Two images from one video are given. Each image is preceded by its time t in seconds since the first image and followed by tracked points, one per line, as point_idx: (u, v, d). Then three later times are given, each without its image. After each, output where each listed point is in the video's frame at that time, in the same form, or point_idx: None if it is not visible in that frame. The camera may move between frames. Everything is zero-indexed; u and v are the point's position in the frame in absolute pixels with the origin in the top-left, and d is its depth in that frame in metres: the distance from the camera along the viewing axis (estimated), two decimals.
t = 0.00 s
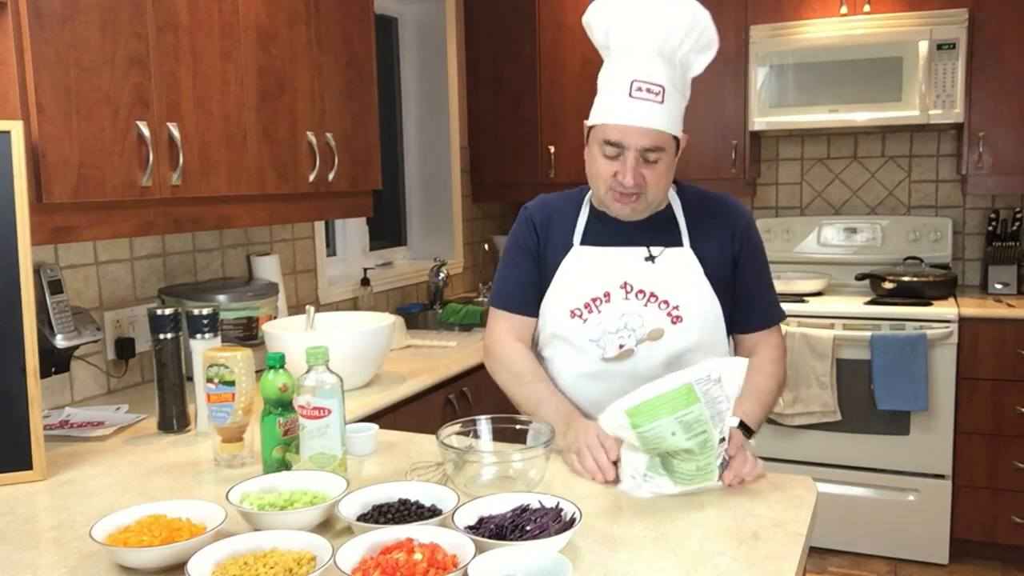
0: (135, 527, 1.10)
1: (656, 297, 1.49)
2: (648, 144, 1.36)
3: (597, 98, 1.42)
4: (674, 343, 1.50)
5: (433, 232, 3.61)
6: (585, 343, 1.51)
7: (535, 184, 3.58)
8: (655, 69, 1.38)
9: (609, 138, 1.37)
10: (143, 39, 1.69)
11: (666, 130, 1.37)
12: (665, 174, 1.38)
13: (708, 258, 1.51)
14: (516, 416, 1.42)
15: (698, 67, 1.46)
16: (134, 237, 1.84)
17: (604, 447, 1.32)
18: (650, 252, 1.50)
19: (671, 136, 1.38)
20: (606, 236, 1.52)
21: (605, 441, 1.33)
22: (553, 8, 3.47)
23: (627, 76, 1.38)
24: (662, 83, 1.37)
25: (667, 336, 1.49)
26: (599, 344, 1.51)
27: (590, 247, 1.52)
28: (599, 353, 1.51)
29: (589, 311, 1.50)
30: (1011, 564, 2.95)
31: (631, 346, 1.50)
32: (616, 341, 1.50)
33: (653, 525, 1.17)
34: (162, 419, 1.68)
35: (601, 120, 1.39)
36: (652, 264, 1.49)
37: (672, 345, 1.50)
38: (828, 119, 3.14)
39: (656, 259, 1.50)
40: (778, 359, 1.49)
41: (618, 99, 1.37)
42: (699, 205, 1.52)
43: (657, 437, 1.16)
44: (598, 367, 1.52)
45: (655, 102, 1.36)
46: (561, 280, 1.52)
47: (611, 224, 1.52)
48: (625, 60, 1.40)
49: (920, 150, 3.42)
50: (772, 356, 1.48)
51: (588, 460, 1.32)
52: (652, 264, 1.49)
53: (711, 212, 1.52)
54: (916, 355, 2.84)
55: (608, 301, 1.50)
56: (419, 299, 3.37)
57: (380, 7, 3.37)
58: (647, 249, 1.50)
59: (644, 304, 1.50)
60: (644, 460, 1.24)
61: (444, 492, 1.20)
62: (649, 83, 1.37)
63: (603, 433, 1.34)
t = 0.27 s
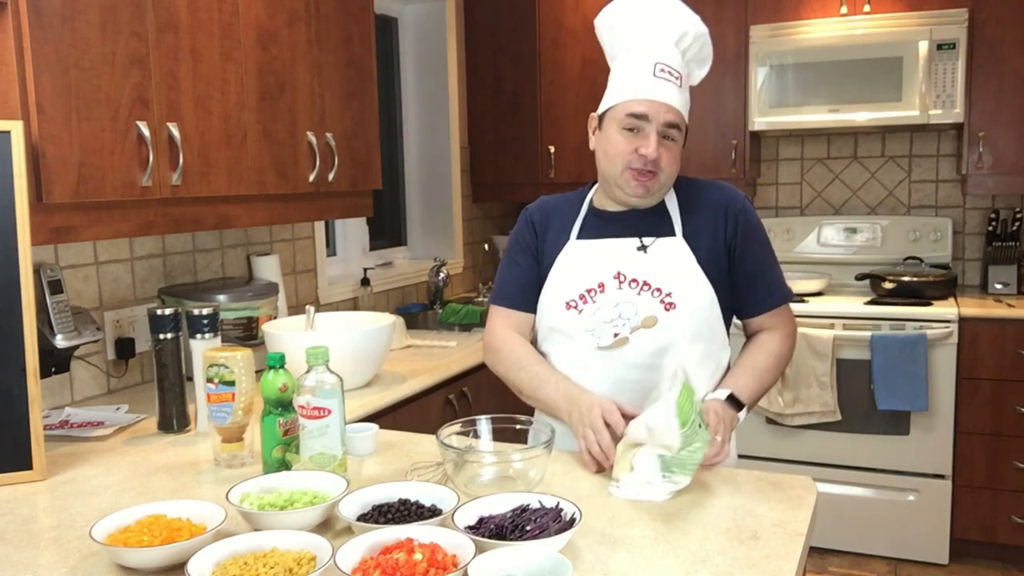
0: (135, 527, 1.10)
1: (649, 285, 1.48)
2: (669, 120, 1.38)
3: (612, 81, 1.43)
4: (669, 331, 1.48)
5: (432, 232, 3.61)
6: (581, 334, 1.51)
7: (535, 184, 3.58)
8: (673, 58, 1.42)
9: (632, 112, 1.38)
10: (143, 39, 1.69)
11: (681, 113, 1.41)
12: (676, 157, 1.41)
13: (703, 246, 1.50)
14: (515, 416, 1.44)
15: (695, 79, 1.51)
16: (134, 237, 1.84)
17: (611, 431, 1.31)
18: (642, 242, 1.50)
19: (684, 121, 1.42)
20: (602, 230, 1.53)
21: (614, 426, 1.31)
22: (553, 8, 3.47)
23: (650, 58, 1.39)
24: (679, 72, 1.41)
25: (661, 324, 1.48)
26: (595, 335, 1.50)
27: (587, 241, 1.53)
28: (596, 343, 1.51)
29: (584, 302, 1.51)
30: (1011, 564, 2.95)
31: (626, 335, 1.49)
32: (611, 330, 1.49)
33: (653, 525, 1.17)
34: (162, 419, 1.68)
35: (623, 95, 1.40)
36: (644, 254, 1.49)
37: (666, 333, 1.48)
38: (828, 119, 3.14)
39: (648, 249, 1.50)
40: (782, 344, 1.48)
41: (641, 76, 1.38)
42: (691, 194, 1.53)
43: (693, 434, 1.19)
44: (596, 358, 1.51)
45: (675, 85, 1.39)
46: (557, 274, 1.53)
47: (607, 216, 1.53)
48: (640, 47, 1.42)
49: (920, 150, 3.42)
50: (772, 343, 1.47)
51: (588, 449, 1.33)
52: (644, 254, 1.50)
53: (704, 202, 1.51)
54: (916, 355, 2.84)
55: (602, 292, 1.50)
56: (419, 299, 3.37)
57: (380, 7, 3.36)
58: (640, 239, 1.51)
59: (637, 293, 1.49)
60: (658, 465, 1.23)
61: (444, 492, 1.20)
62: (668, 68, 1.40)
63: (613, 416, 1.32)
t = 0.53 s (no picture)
0: (135, 527, 1.10)
1: (651, 283, 1.48)
2: (674, 126, 1.37)
3: (618, 84, 1.42)
4: (670, 329, 1.48)
5: (432, 233, 3.61)
6: (583, 332, 1.51)
7: (535, 184, 3.58)
8: (682, 62, 1.40)
9: (638, 119, 1.37)
10: (143, 39, 1.69)
11: (687, 119, 1.39)
12: (681, 163, 1.41)
13: (708, 243, 1.50)
14: (515, 416, 1.44)
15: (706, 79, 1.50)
16: (134, 237, 1.84)
17: (598, 436, 1.28)
18: (645, 240, 1.50)
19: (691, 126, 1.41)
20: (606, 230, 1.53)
21: (599, 432, 1.28)
22: (553, 8, 3.47)
23: (657, 64, 1.39)
24: (688, 76, 1.40)
25: (663, 322, 1.48)
26: (597, 332, 1.50)
27: (591, 238, 1.53)
28: (597, 341, 1.51)
29: (587, 299, 1.51)
30: (1011, 564, 2.95)
31: (627, 333, 1.49)
32: (612, 328, 1.49)
33: (653, 525, 1.17)
34: (162, 419, 1.68)
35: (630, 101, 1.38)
36: (647, 252, 1.49)
37: (668, 331, 1.48)
38: (828, 119, 3.13)
39: (651, 247, 1.49)
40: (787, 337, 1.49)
41: (647, 82, 1.37)
42: (693, 191, 1.52)
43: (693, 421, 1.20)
44: (598, 356, 1.52)
45: (682, 91, 1.38)
46: (562, 272, 1.53)
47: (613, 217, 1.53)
48: (648, 50, 1.42)
49: (920, 150, 3.42)
50: (780, 338, 1.48)
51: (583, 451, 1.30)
52: (647, 253, 1.49)
53: (708, 200, 1.51)
54: (916, 355, 2.84)
55: (605, 290, 1.50)
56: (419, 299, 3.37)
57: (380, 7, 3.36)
58: (643, 237, 1.50)
59: (640, 291, 1.49)
60: (658, 463, 1.22)
61: (444, 492, 1.20)
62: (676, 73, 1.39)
63: (600, 421, 1.29)
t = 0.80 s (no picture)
0: (135, 527, 1.10)
1: (654, 283, 1.48)
2: (679, 132, 1.37)
3: (625, 86, 1.42)
4: (672, 329, 1.48)
5: (432, 233, 3.61)
6: (585, 330, 1.52)
7: (535, 184, 3.58)
8: (689, 64, 1.40)
9: (643, 124, 1.37)
10: (143, 39, 1.69)
11: (694, 123, 1.39)
12: (687, 167, 1.40)
13: (714, 241, 1.49)
14: (515, 416, 1.44)
15: (717, 75, 1.49)
16: (134, 237, 1.84)
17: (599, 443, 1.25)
18: (649, 240, 1.50)
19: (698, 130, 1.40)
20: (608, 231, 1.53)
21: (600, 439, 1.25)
22: (553, 8, 3.47)
23: (663, 67, 1.38)
24: (694, 79, 1.39)
25: (664, 322, 1.48)
26: (599, 331, 1.51)
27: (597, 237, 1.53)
28: (599, 339, 1.51)
29: (590, 298, 1.51)
30: (1011, 564, 2.95)
31: (629, 332, 1.49)
32: (614, 327, 1.50)
33: (653, 526, 1.17)
34: (162, 419, 1.68)
35: (636, 104, 1.38)
36: (651, 252, 1.49)
37: (670, 331, 1.48)
38: (828, 119, 3.13)
39: (656, 247, 1.49)
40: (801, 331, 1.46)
41: (652, 86, 1.37)
42: (699, 190, 1.52)
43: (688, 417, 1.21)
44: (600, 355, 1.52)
45: (688, 94, 1.38)
46: (566, 270, 1.53)
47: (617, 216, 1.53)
48: (655, 53, 1.41)
49: (920, 150, 3.42)
50: (791, 332, 1.45)
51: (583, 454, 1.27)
52: (651, 252, 1.49)
53: (714, 198, 1.51)
54: (916, 355, 2.84)
55: (608, 289, 1.50)
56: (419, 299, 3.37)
57: (380, 7, 3.37)
58: (647, 237, 1.50)
59: (643, 291, 1.49)
60: (659, 463, 1.22)
61: (444, 492, 1.20)
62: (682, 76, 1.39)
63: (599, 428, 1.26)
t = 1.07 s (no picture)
0: (135, 527, 1.10)
1: (655, 283, 1.48)
2: (684, 122, 1.37)
3: (630, 80, 1.42)
4: (672, 329, 1.47)
5: (432, 232, 3.62)
6: (585, 330, 1.52)
7: (535, 184, 3.58)
8: (695, 58, 1.40)
9: (646, 115, 1.38)
10: (143, 39, 1.69)
11: (699, 115, 1.39)
12: (692, 159, 1.40)
13: (714, 240, 1.49)
14: (516, 416, 1.44)
15: (723, 75, 1.49)
16: (134, 237, 1.84)
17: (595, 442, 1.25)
18: (650, 239, 1.50)
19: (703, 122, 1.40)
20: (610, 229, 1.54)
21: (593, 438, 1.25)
22: (553, 8, 3.47)
23: (668, 61, 1.38)
24: (700, 72, 1.39)
25: (664, 322, 1.47)
26: (598, 330, 1.51)
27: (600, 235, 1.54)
28: (598, 339, 1.51)
29: (590, 297, 1.51)
30: (1011, 564, 2.95)
31: (629, 332, 1.49)
32: (614, 327, 1.50)
33: (653, 526, 1.17)
34: (162, 419, 1.68)
35: (639, 96, 1.39)
36: (651, 250, 1.49)
37: (670, 332, 1.47)
38: (828, 119, 3.13)
39: (656, 246, 1.49)
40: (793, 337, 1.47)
41: (657, 78, 1.38)
42: (702, 189, 1.51)
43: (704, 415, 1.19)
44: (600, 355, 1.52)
45: (693, 87, 1.38)
46: (568, 268, 1.53)
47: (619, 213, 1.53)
48: (661, 47, 1.42)
49: (920, 150, 3.42)
50: (784, 338, 1.45)
51: (580, 458, 1.27)
52: (652, 250, 1.49)
53: (717, 198, 1.50)
54: (916, 355, 2.84)
55: (608, 288, 1.50)
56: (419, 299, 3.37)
57: (380, 7, 3.37)
58: (647, 236, 1.50)
59: (642, 290, 1.49)
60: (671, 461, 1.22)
61: (444, 492, 1.20)
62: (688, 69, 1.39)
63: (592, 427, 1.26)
